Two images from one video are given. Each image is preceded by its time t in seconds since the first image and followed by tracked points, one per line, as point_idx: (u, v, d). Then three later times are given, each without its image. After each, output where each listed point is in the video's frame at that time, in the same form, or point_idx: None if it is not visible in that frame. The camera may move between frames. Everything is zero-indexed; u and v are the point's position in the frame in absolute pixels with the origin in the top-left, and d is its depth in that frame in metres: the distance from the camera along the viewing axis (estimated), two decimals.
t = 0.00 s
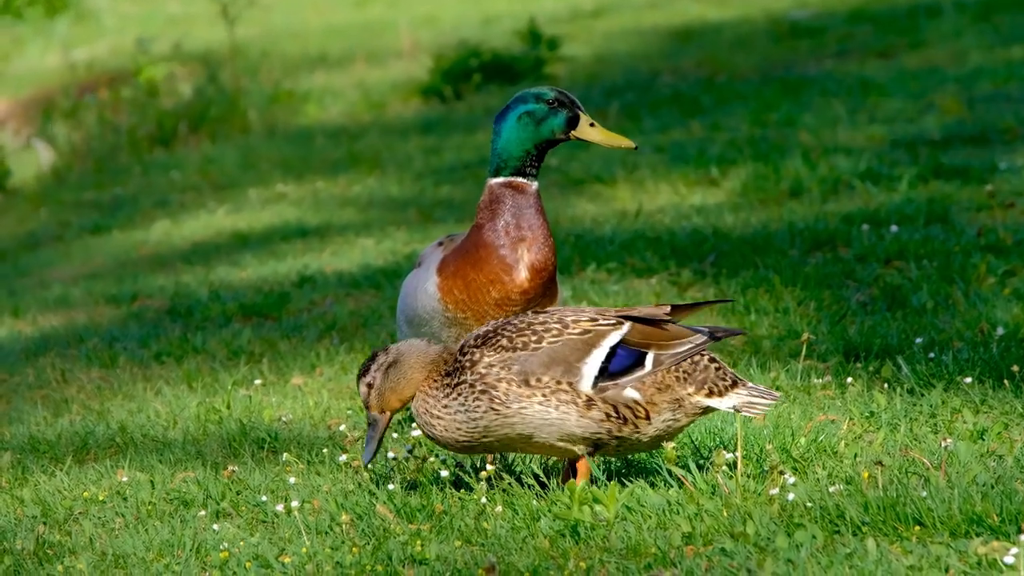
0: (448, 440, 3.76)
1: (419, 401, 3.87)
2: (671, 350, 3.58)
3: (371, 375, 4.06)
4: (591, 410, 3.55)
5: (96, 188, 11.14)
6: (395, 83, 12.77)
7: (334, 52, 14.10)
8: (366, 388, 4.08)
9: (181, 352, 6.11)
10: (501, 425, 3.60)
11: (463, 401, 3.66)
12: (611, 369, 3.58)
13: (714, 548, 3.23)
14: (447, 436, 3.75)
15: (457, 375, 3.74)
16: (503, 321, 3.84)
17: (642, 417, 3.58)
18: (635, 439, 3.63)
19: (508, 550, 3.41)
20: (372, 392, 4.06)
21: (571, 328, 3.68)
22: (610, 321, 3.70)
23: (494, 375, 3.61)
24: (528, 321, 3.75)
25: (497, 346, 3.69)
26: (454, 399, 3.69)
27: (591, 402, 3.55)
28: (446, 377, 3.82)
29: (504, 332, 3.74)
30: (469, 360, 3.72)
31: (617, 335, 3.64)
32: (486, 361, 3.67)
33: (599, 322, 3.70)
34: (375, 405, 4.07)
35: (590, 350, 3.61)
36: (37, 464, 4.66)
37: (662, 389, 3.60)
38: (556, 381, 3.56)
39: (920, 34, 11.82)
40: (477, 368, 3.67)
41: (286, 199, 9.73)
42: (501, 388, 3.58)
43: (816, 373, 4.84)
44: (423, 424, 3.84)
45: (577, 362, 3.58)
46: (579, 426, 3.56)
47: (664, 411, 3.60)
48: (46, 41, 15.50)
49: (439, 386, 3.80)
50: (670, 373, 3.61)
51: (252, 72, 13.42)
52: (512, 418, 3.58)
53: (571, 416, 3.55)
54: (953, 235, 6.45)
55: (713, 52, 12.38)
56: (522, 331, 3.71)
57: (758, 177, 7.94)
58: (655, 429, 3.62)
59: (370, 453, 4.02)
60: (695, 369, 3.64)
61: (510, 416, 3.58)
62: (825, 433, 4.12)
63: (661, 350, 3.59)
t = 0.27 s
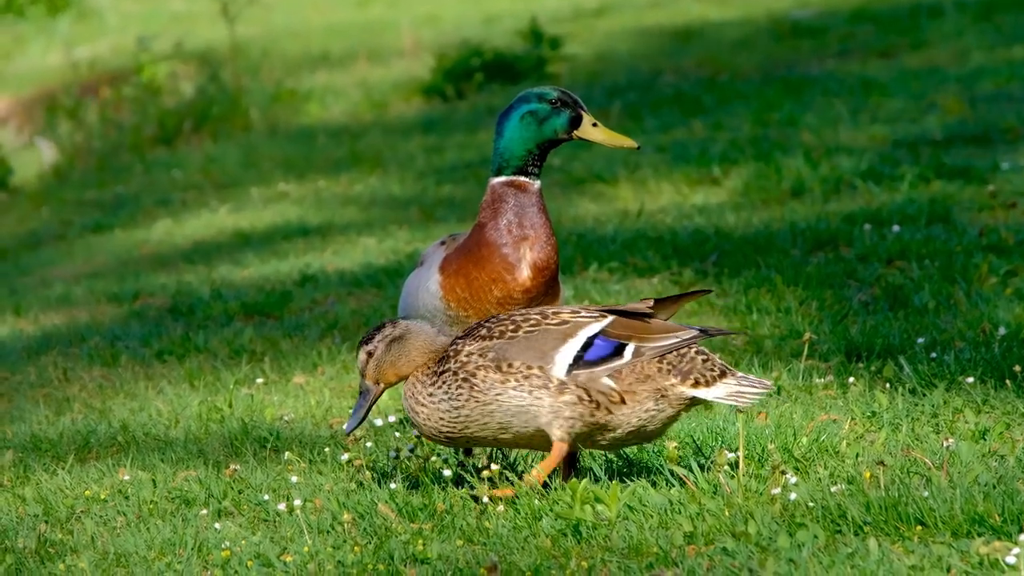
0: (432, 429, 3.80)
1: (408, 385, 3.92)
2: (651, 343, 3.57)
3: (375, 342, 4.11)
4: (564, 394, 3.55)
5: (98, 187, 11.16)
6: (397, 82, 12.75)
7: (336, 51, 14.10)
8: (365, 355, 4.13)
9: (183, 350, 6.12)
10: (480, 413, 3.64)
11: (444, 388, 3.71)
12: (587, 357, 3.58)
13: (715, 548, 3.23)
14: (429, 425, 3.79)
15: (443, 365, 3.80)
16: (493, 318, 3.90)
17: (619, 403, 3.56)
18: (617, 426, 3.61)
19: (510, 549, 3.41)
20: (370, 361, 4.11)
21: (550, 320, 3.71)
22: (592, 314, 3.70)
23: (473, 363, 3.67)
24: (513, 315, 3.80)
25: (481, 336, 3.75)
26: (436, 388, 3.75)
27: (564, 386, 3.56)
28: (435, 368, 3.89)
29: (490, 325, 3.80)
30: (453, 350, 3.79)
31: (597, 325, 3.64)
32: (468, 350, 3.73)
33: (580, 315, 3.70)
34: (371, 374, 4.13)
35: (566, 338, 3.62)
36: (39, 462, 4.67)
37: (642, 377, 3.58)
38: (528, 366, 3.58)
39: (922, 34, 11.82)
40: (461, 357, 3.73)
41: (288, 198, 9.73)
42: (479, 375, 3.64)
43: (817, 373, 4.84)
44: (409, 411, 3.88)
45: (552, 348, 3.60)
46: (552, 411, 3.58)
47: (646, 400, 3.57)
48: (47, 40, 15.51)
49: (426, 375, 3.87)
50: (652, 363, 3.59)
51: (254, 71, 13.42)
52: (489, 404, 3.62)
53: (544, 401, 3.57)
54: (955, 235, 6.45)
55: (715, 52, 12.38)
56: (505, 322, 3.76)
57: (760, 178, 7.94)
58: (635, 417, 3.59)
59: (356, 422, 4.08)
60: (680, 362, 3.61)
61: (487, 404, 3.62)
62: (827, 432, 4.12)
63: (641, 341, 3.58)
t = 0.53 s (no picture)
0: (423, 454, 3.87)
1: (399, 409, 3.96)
2: (633, 349, 3.57)
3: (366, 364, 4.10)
4: (549, 421, 3.60)
5: (100, 186, 11.17)
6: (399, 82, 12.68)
7: (339, 50, 14.09)
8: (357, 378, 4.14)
9: (186, 349, 6.12)
10: (469, 442, 3.71)
11: (430, 420, 3.77)
12: (568, 377, 3.60)
13: (718, 548, 3.23)
14: (420, 450, 3.86)
15: (427, 393, 3.85)
16: (474, 336, 3.93)
17: (607, 419, 3.58)
18: (608, 438, 3.63)
19: (512, 548, 3.41)
20: (363, 383, 4.12)
21: (526, 341, 3.73)
22: (569, 329, 3.71)
23: (456, 396, 3.71)
24: (492, 336, 3.83)
25: (462, 366, 3.79)
26: (423, 418, 3.81)
27: (549, 413, 3.59)
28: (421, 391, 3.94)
29: (470, 349, 3.83)
30: (437, 379, 3.84)
31: (574, 343, 3.66)
32: (449, 382, 3.77)
33: (556, 332, 3.72)
34: (364, 396, 4.13)
35: (545, 361, 3.64)
36: (42, 461, 4.67)
37: (627, 388, 3.57)
38: (511, 397, 3.61)
39: (925, 34, 11.81)
40: (443, 388, 3.78)
41: (291, 197, 9.73)
42: (462, 410, 3.68)
43: (820, 373, 4.84)
44: (400, 435, 3.94)
45: (533, 373, 3.63)
46: (541, 436, 3.63)
47: (634, 407, 3.58)
48: (50, 39, 15.52)
49: (413, 400, 3.91)
50: (637, 370, 3.58)
51: (256, 70, 13.42)
52: (477, 434, 3.68)
53: (531, 428, 3.62)
54: (958, 235, 6.45)
55: (718, 51, 12.37)
56: (483, 347, 3.78)
57: (763, 178, 7.93)
58: (624, 426, 3.61)
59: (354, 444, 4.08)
60: (666, 363, 3.60)
61: (475, 434, 3.68)
62: (829, 432, 4.12)
63: (621, 350, 3.59)
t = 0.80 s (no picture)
0: (423, 459, 3.90)
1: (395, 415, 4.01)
2: (628, 349, 3.56)
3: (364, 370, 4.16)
4: (548, 426, 3.60)
5: (103, 185, 11.17)
6: (402, 81, 12.70)
7: (342, 50, 14.08)
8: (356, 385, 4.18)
9: (189, 348, 6.12)
10: (467, 448, 3.74)
11: (427, 425, 3.79)
12: (565, 374, 3.61)
13: (721, 548, 3.23)
14: (419, 455, 3.88)
15: (425, 397, 3.87)
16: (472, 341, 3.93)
17: (605, 424, 3.58)
18: (607, 441, 3.63)
19: (515, 547, 3.41)
20: (362, 390, 4.16)
21: (521, 341, 3.73)
22: (564, 328, 3.71)
23: (454, 403, 3.73)
24: (488, 339, 3.83)
25: (458, 370, 3.81)
26: (421, 421, 3.82)
27: (549, 418, 3.59)
28: (418, 394, 3.95)
29: (467, 355, 3.84)
30: (435, 387, 3.85)
31: (569, 340, 3.65)
32: (447, 388, 3.79)
33: (551, 331, 3.72)
34: (365, 402, 4.16)
35: (541, 359, 3.64)
36: (45, 460, 4.67)
37: (624, 395, 3.57)
38: (508, 404, 3.61)
39: (928, 34, 11.80)
40: (441, 392, 3.80)
41: (294, 196, 9.73)
42: (460, 416, 3.71)
43: (823, 373, 4.84)
44: (398, 436, 3.97)
45: (529, 373, 3.63)
46: (540, 441, 3.63)
47: (631, 413, 3.58)
48: (53, 38, 15.52)
49: (411, 406, 3.93)
50: (634, 377, 3.58)
51: (260, 69, 13.42)
52: (476, 439, 3.69)
53: (530, 432, 3.62)
54: (961, 235, 6.45)
55: (721, 51, 12.36)
56: (479, 351, 3.79)
57: (766, 178, 7.93)
58: (623, 432, 3.61)
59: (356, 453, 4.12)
60: (663, 371, 3.60)
61: (474, 440, 3.70)
62: (832, 432, 4.11)
63: (616, 349, 3.57)
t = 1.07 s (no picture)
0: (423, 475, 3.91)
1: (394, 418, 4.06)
2: (622, 352, 3.57)
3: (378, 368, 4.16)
4: (547, 433, 3.61)
5: (106, 184, 11.18)
6: (405, 80, 12.70)
7: (345, 49, 14.08)
8: (366, 378, 4.17)
9: (192, 347, 6.12)
10: (466, 465, 3.76)
11: (428, 441, 3.81)
12: (559, 381, 3.62)
13: (724, 547, 3.23)
14: (418, 471, 3.89)
15: (427, 413, 3.91)
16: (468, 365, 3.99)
17: (603, 426, 3.58)
18: (607, 447, 3.63)
19: (518, 547, 3.41)
20: (371, 385, 4.16)
21: (514, 354, 3.80)
22: (558, 339, 3.75)
23: (454, 415, 3.76)
24: (484, 358, 3.90)
25: (456, 387, 3.86)
26: (422, 434, 3.85)
27: (547, 424, 3.61)
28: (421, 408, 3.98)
29: (467, 371, 3.89)
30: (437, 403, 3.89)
31: (563, 349, 3.69)
32: (447, 403, 3.83)
33: (545, 342, 3.77)
34: (371, 398, 4.18)
35: (535, 368, 3.68)
36: (48, 459, 4.68)
37: (621, 396, 3.58)
38: (504, 416, 3.64)
39: (931, 34, 11.79)
40: (442, 407, 3.83)
41: (297, 196, 9.73)
42: (460, 431, 3.73)
43: (826, 373, 4.84)
44: (396, 452, 3.97)
45: (525, 383, 3.66)
46: (540, 448, 3.63)
47: (629, 415, 3.58)
48: (56, 37, 15.53)
49: (412, 419, 3.96)
50: (629, 377, 3.59)
51: (262, 69, 13.42)
52: (475, 450, 3.71)
53: (528, 441, 3.63)
54: (964, 235, 6.44)
55: (724, 51, 12.35)
56: (476, 368, 3.86)
57: (769, 178, 7.92)
58: (623, 434, 3.60)
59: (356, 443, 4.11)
60: (660, 369, 3.61)
61: (473, 455, 3.72)
62: (834, 432, 4.11)
63: (610, 352, 3.59)
